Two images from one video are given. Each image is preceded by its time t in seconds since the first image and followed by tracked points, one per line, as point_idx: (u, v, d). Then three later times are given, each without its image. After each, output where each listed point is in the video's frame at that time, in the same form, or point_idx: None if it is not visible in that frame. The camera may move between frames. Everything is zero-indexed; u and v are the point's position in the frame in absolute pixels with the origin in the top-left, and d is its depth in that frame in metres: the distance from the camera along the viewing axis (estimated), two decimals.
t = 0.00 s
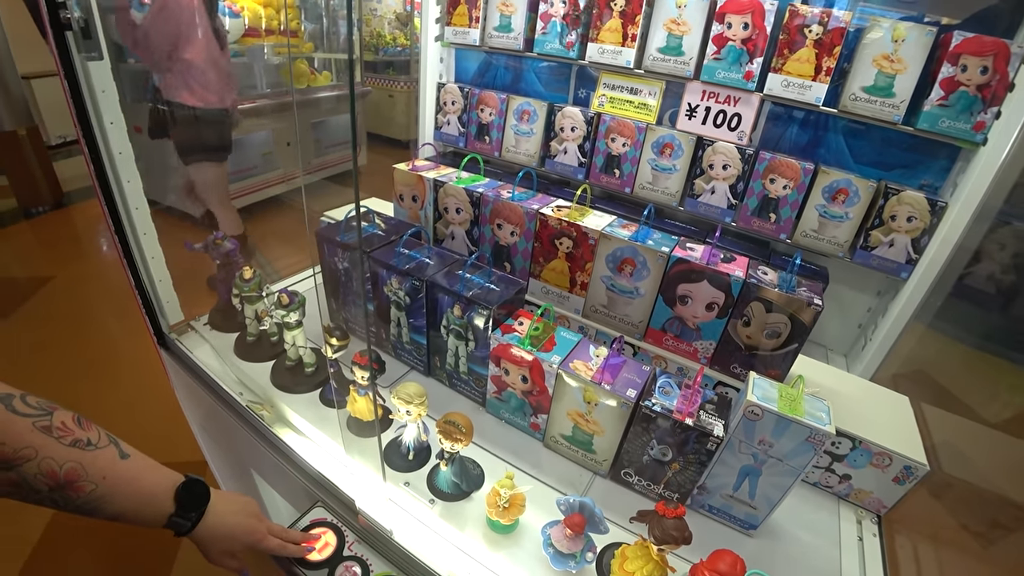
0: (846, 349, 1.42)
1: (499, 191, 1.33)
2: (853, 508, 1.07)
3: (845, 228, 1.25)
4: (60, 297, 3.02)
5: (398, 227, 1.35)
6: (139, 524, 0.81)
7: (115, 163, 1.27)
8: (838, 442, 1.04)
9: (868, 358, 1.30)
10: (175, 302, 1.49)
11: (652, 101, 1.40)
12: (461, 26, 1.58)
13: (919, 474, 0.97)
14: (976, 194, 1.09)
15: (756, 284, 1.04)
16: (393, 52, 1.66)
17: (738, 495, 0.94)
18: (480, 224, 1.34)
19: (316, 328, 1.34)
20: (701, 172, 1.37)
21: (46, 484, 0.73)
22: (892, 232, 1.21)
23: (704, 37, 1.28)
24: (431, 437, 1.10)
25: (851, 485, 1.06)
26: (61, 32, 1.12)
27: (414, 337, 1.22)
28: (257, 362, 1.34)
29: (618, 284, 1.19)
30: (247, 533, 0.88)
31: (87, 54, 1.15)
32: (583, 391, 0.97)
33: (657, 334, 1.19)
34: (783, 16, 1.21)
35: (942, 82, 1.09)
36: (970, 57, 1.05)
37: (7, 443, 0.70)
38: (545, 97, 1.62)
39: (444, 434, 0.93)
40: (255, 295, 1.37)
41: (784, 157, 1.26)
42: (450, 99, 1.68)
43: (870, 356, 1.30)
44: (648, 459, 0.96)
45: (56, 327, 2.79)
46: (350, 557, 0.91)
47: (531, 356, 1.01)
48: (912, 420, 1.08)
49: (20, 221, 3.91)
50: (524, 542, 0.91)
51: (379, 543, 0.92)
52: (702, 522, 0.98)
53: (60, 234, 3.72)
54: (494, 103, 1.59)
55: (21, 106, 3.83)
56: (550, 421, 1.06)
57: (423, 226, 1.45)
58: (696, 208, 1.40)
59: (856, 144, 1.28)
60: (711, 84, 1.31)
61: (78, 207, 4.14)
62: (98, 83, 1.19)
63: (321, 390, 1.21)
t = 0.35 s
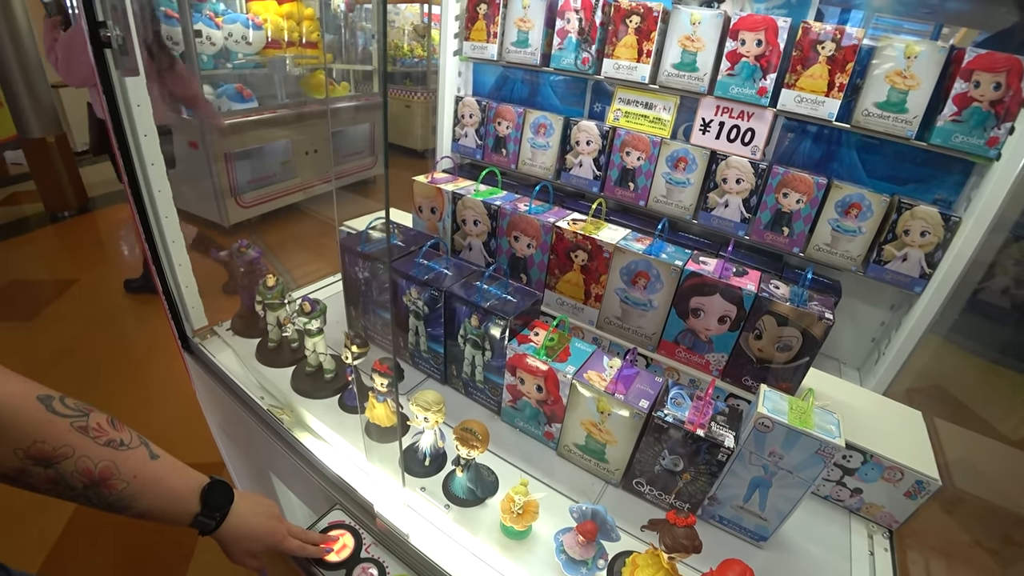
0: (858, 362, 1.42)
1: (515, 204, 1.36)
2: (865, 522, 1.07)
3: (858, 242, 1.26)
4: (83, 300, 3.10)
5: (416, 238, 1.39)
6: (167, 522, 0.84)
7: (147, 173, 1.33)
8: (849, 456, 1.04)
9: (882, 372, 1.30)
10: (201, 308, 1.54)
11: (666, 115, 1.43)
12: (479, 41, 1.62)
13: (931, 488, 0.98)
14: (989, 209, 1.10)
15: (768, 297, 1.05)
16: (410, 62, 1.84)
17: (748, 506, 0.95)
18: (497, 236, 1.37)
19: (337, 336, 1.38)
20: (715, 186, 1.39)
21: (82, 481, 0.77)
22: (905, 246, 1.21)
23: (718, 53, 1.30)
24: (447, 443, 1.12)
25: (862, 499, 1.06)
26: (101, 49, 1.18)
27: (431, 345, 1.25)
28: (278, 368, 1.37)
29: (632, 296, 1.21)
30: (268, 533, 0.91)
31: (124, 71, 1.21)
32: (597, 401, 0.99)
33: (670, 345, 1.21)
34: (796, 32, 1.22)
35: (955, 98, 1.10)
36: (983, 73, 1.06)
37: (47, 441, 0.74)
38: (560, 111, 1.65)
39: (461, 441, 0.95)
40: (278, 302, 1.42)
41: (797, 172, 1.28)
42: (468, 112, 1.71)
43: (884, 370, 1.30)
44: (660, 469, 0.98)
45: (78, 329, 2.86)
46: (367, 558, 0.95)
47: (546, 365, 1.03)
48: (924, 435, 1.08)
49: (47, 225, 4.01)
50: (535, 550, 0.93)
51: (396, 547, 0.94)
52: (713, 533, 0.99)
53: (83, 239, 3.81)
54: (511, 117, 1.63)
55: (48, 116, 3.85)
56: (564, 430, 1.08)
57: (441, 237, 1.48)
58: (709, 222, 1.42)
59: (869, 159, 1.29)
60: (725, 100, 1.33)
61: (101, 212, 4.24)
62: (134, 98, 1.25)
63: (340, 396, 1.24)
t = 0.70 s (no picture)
0: (870, 379, 1.41)
1: (526, 220, 1.38)
2: (876, 540, 1.06)
3: (868, 257, 1.25)
4: (100, 308, 3.16)
5: (428, 252, 1.41)
6: (182, 525, 0.86)
7: (169, 186, 1.37)
8: (858, 472, 1.04)
9: (892, 390, 1.29)
10: (216, 317, 1.58)
11: (675, 132, 1.44)
12: (492, 59, 1.66)
13: (943, 506, 0.96)
14: (999, 225, 1.10)
15: (776, 313, 1.06)
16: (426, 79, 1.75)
17: (756, 521, 0.95)
18: (508, 250, 1.39)
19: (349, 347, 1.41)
20: (724, 203, 1.40)
21: (101, 482, 0.79)
22: (915, 261, 1.20)
23: (726, 71, 1.32)
24: (456, 454, 1.14)
25: (873, 516, 1.05)
26: (129, 68, 1.21)
27: (442, 357, 1.26)
28: (290, 378, 1.40)
29: (640, 311, 1.23)
30: (279, 540, 0.93)
31: (151, 89, 1.26)
32: (604, 414, 1.00)
33: (678, 360, 1.21)
34: (804, 51, 1.24)
35: (963, 114, 1.11)
36: (990, 89, 1.06)
37: (70, 441, 0.77)
38: (571, 128, 1.68)
39: (470, 451, 0.96)
40: (292, 312, 1.45)
41: (806, 188, 1.29)
42: (480, 129, 1.75)
43: (895, 386, 1.29)
44: (667, 482, 0.98)
45: (95, 337, 2.92)
46: (375, 566, 0.95)
47: (554, 378, 1.05)
48: (936, 452, 1.07)
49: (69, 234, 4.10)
50: (542, 562, 0.93)
51: (403, 556, 0.95)
52: (720, 547, 0.99)
53: (103, 249, 3.90)
54: (523, 133, 1.66)
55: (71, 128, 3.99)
56: (572, 443, 1.09)
57: (452, 251, 1.51)
58: (718, 237, 1.43)
59: (877, 174, 1.30)
60: (733, 117, 1.35)
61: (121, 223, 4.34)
62: (160, 114, 1.30)
63: (352, 405, 1.26)
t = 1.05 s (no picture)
0: (881, 392, 1.39)
1: (535, 233, 1.40)
2: (889, 556, 1.04)
3: (877, 270, 1.25)
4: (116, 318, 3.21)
5: (438, 265, 1.43)
6: (192, 533, 0.86)
7: (184, 200, 1.40)
8: (870, 487, 1.02)
9: (904, 403, 1.27)
10: (228, 328, 1.60)
11: (683, 146, 1.45)
12: (501, 75, 1.68)
13: (957, 521, 0.95)
14: (1010, 236, 1.08)
15: (784, 325, 1.06)
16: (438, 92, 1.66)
17: (766, 536, 0.94)
18: (517, 263, 1.40)
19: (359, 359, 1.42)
20: (732, 216, 1.41)
21: (115, 487, 0.80)
22: (925, 273, 1.19)
23: (733, 86, 1.33)
24: (464, 466, 1.14)
25: (885, 531, 1.04)
26: (148, 85, 1.25)
27: (450, 369, 1.27)
28: (300, 390, 1.41)
29: (648, 324, 1.23)
30: (287, 550, 0.92)
31: (169, 105, 1.29)
32: (612, 426, 1.00)
33: (686, 373, 1.21)
34: (810, 65, 1.25)
35: (970, 126, 1.11)
36: (997, 101, 1.07)
37: (86, 447, 0.78)
38: (580, 142, 1.70)
39: (478, 463, 0.97)
40: (302, 324, 1.47)
41: (813, 201, 1.29)
42: (490, 143, 1.77)
43: (906, 401, 1.27)
44: (675, 496, 0.98)
45: (107, 346, 2.96)
46: None
47: (563, 391, 1.05)
48: (950, 467, 1.06)
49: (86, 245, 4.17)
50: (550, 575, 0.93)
51: (409, 566, 0.96)
52: (729, 562, 0.98)
53: (117, 260, 3.96)
54: (532, 148, 1.68)
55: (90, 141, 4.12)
56: (580, 456, 1.09)
57: (462, 264, 1.52)
58: (726, 250, 1.43)
59: (885, 187, 1.30)
60: (740, 131, 1.36)
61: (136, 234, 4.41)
62: (177, 130, 1.33)
63: (361, 416, 1.27)
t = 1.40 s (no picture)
0: (894, 403, 1.38)
1: (544, 243, 1.40)
2: (903, 570, 1.03)
3: (888, 278, 1.24)
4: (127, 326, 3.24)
5: (447, 275, 1.44)
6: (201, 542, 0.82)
7: (196, 210, 1.42)
8: (883, 499, 1.01)
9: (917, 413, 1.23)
10: (238, 336, 1.61)
11: (691, 156, 1.46)
12: (510, 86, 1.69)
13: (973, 534, 0.94)
14: None
15: (794, 335, 1.05)
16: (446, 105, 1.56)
17: (777, 549, 0.93)
18: (526, 273, 1.41)
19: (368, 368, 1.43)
20: (740, 225, 1.40)
21: (125, 494, 0.76)
22: (937, 282, 1.18)
23: (741, 96, 1.33)
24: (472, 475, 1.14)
25: (899, 545, 1.02)
26: (163, 96, 1.28)
27: (459, 379, 1.27)
28: (309, 399, 1.41)
29: (657, 333, 1.23)
30: (296, 560, 0.90)
31: (182, 116, 1.31)
32: (621, 437, 0.99)
33: (696, 383, 1.21)
34: (818, 74, 1.25)
35: (981, 134, 1.10)
36: (1008, 109, 1.06)
37: (97, 453, 0.74)
38: (588, 152, 1.70)
39: (487, 474, 0.97)
40: (312, 333, 1.47)
41: (823, 210, 1.28)
42: (498, 154, 1.78)
43: (920, 411, 1.26)
44: (685, 507, 0.97)
45: (117, 354, 2.98)
46: None
47: (571, 402, 1.05)
48: (965, 479, 1.04)
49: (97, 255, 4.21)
50: None
51: None
52: None
53: (128, 269, 4.00)
54: (540, 158, 1.69)
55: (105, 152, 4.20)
56: (589, 466, 1.08)
57: (470, 274, 1.53)
58: (735, 260, 1.43)
59: (895, 195, 1.29)
60: (749, 140, 1.36)
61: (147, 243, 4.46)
62: (190, 140, 1.35)
63: (369, 426, 1.28)
